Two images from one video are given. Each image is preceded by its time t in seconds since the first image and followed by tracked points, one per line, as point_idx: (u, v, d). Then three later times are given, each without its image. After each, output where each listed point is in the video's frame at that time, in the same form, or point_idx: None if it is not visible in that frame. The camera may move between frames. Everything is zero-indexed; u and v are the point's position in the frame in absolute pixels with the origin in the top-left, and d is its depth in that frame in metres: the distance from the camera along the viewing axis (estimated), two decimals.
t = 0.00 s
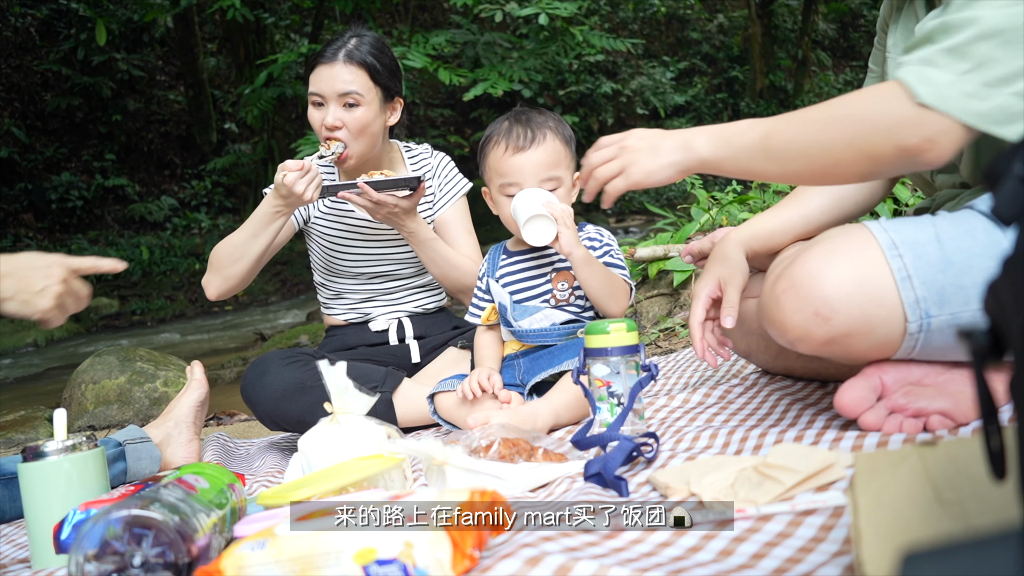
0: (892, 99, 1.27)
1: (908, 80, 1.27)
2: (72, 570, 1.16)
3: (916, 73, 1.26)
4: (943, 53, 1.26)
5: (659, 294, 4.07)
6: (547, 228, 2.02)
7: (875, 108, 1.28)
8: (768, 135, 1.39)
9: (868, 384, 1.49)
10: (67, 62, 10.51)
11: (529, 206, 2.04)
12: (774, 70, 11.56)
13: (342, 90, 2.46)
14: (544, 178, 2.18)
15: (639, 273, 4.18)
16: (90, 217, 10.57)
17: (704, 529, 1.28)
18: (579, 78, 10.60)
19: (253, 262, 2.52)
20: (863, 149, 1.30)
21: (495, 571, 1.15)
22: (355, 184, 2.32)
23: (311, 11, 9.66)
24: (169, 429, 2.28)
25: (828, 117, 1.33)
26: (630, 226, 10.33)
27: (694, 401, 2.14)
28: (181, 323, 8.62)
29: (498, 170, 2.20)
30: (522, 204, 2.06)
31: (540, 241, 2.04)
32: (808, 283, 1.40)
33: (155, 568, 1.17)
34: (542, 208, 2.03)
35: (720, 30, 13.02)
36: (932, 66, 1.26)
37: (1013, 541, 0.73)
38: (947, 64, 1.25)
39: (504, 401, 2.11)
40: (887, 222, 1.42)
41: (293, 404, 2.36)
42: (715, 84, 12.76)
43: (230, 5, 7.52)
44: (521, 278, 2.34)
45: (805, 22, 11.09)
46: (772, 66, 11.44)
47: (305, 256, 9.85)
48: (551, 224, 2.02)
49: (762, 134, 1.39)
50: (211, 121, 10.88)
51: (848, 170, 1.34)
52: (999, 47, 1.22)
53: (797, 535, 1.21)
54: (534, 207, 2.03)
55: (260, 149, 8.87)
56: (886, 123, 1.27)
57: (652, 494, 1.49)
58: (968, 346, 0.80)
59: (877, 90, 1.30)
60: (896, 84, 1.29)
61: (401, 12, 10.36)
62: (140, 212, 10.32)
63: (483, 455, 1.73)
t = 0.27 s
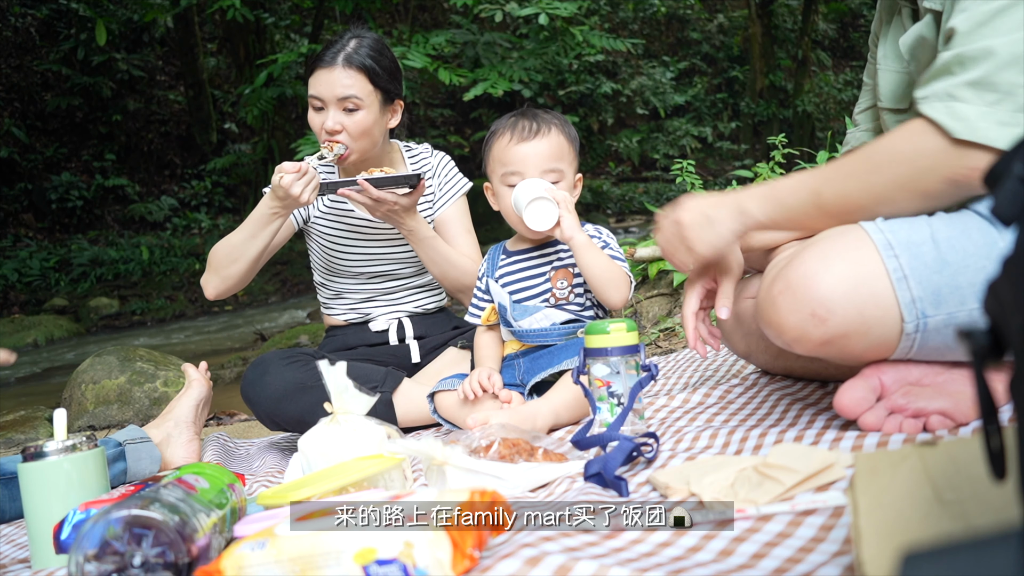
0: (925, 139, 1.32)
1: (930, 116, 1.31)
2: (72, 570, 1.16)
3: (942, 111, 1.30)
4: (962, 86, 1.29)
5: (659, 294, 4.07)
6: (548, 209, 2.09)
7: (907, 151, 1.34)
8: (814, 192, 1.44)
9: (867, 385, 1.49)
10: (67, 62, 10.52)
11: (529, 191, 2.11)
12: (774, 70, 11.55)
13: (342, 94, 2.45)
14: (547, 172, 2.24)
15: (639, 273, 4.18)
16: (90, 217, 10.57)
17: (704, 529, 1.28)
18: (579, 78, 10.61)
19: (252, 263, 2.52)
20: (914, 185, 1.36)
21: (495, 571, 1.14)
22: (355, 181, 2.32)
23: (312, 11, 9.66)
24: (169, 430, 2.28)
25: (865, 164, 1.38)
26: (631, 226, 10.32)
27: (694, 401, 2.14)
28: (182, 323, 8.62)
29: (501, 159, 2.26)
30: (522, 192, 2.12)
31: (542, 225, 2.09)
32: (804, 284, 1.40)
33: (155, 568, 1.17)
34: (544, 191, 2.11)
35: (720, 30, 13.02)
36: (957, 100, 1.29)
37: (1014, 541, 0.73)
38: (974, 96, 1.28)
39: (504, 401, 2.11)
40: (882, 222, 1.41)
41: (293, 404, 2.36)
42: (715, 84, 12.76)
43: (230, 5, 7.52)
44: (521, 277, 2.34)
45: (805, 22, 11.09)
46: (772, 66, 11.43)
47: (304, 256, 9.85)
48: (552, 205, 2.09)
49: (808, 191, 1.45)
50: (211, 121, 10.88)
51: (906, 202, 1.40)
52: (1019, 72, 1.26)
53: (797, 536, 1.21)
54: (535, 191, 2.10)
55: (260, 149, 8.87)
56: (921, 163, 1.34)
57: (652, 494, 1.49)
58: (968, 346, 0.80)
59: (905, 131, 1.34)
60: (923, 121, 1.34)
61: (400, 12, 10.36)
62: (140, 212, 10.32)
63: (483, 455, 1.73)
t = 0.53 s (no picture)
0: (971, 131, 1.37)
1: (974, 103, 1.37)
2: (72, 571, 1.16)
3: (991, 101, 1.35)
4: (1010, 76, 1.35)
5: (659, 294, 4.07)
6: (551, 199, 2.09)
7: (952, 144, 1.39)
8: (859, 191, 1.49)
9: (869, 384, 1.49)
10: (67, 62, 10.53)
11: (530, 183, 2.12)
12: (774, 70, 11.53)
13: (342, 95, 2.45)
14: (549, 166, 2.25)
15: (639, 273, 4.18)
16: (90, 217, 10.56)
17: (704, 529, 1.28)
18: (579, 78, 10.61)
19: (252, 264, 2.52)
20: (961, 174, 1.40)
21: (495, 571, 1.14)
22: (354, 181, 2.33)
23: (312, 11, 9.65)
24: (169, 430, 2.28)
25: (908, 160, 1.43)
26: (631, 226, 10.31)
27: (695, 401, 2.14)
28: (182, 323, 8.62)
29: (504, 153, 2.28)
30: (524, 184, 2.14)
31: (545, 215, 2.10)
32: (812, 281, 1.39)
33: (155, 568, 1.17)
34: (546, 182, 2.11)
35: (720, 30, 13.01)
36: (1006, 90, 1.34)
37: (1014, 541, 0.73)
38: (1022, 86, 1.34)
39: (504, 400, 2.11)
40: (891, 219, 1.41)
41: (293, 404, 2.36)
42: (715, 84, 12.75)
43: (230, 5, 7.52)
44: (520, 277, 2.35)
45: (805, 22, 11.08)
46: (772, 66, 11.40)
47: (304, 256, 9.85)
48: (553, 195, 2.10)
49: (852, 189, 1.50)
50: (211, 121, 10.88)
51: (952, 195, 1.43)
52: None
53: (798, 535, 1.21)
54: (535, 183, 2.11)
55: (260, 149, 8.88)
56: (968, 153, 1.38)
57: (652, 493, 1.49)
58: (968, 345, 0.80)
59: (948, 123, 1.40)
60: (966, 112, 1.39)
61: (401, 12, 10.35)
62: (140, 212, 10.32)
63: (483, 455, 1.73)
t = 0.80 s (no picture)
0: (966, 133, 1.39)
1: (967, 106, 1.38)
2: (72, 570, 1.16)
3: (984, 104, 1.35)
4: (1002, 78, 1.35)
5: (659, 294, 4.07)
6: (551, 189, 2.09)
7: (947, 147, 1.40)
8: (855, 195, 1.51)
9: (868, 384, 1.49)
10: (67, 62, 10.53)
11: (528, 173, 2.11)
12: (774, 70, 11.52)
13: (342, 97, 2.45)
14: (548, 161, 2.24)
15: (639, 273, 4.18)
16: (90, 217, 10.55)
17: (704, 529, 1.28)
18: (579, 78, 10.62)
19: (252, 266, 2.52)
20: (959, 175, 1.41)
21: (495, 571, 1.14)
22: (354, 183, 2.32)
23: (312, 11, 9.65)
24: (169, 430, 2.28)
25: (903, 163, 1.45)
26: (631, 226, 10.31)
27: (695, 401, 2.14)
28: (182, 323, 8.61)
29: (504, 148, 2.28)
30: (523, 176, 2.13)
31: (545, 207, 2.09)
32: (809, 281, 1.39)
33: (155, 568, 1.17)
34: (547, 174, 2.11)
35: (720, 30, 13.00)
36: (999, 93, 1.35)
37: (1013, 541, 0.73)
38: (1016, 88, 1.34)
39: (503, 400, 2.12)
40: (888, 220, 1.42)
41: (292, 404, 2.36)
42: (715, 84, 12.76)
43: (230, 5, 7.52)
44: (519, 277, 2.35)
45: (805, 22, 11.08)
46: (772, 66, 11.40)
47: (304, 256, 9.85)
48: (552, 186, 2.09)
49: (849, 194, 1.52)
50: (211, 121, 10.88)
51: (950, 196, 1.44)
52: None
53: (797, 535, 1.21)
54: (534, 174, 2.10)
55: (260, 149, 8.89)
56: (963, 156, 1.40)
57: (652, 494, 1.49)
58: (968, 346, 0.80)
59: (944, 127, 1.41)
60: (962, 115, 1.39)
61: (401, 12, 10.35)
62: (140, 212, 10.32)
63: (483, 455, 1.73)
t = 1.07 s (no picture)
0: (966, 134, 1.39)
1: (967, 107, 1.38)
2: (72, 570, 1.16)
3: (984, 105, 1.36)
4: (1001, 80, 1.35)
5: (659, 295, 4.07)
6: (551, 188, 2.09)
7: (947, 146, 1.40)
8: (855, 198, 1.51)
9: (868, 384, 1.49)
10: (67, 62, 10.54)
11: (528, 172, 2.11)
12: (774, 70, 11.52)
13: (340, 100, 2.45)
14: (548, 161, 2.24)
15: (639, 272, 4.18)
16: (90, 217, 10.55)
17: (704, 529, 1.28)
18: (579, 78, 10.62)
19: (251, 267, 2.52)
20: (958, 176, 1.41)
21: (495, 572, 1.14)
22: (352, 184, 2.32)
23: (312, 11, 9.64)
24: (169, 430, 2.28)
25: (903, 164, 1.45)
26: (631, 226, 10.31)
27: (695, 401, 2.14)
28: (182, 323, 8.61)
29: (503, 146, 2.28)
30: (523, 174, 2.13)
31: (544, 205, 2.09)
32: (810, 282, 1.39)
33: (155, 568, 1.17)
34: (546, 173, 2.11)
35: (720, 30, 13.00)
36: (1000, 95, 1.35)
37: (1014, 542, 0.73)
38: (1016, 90, 1.34)
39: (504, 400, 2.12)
40: (888, 220, 1.42)
41: (292, 404, 2.36)
42: (715, 84, 12.76)
43: (230, 5, 7.51)
44: (518, 277, 2.35)
45: (805, 22, 11.08)
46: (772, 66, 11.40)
47: (304, 256, 9.86)
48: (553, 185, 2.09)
49: (848, 196, 1.52)
50: (211, 121, 10.88)
51: (950, 197, 1.44)
52: None
53: (797, 535, 1.21)
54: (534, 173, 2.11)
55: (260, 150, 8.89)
56: (963, 156, 1.40)
57: (652, 493, 1.49)
58: (968, 346, 0.80)
59: (944, 127, 1.41)
60: (962, 116, 1.40)
61: (401, 12, 10.35)
62: (140, 212, 10.32)
63: (483, 455, 1.73)
